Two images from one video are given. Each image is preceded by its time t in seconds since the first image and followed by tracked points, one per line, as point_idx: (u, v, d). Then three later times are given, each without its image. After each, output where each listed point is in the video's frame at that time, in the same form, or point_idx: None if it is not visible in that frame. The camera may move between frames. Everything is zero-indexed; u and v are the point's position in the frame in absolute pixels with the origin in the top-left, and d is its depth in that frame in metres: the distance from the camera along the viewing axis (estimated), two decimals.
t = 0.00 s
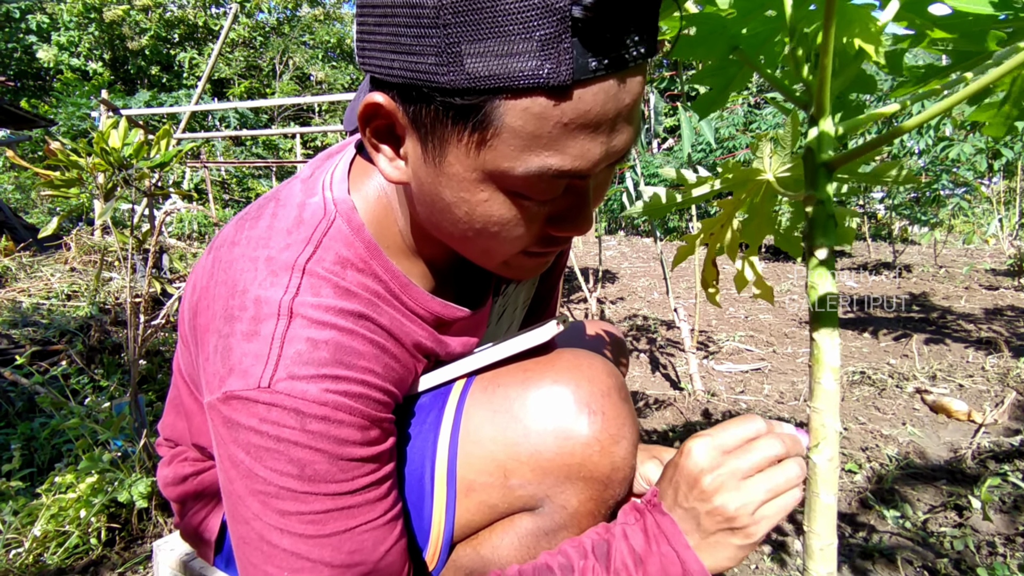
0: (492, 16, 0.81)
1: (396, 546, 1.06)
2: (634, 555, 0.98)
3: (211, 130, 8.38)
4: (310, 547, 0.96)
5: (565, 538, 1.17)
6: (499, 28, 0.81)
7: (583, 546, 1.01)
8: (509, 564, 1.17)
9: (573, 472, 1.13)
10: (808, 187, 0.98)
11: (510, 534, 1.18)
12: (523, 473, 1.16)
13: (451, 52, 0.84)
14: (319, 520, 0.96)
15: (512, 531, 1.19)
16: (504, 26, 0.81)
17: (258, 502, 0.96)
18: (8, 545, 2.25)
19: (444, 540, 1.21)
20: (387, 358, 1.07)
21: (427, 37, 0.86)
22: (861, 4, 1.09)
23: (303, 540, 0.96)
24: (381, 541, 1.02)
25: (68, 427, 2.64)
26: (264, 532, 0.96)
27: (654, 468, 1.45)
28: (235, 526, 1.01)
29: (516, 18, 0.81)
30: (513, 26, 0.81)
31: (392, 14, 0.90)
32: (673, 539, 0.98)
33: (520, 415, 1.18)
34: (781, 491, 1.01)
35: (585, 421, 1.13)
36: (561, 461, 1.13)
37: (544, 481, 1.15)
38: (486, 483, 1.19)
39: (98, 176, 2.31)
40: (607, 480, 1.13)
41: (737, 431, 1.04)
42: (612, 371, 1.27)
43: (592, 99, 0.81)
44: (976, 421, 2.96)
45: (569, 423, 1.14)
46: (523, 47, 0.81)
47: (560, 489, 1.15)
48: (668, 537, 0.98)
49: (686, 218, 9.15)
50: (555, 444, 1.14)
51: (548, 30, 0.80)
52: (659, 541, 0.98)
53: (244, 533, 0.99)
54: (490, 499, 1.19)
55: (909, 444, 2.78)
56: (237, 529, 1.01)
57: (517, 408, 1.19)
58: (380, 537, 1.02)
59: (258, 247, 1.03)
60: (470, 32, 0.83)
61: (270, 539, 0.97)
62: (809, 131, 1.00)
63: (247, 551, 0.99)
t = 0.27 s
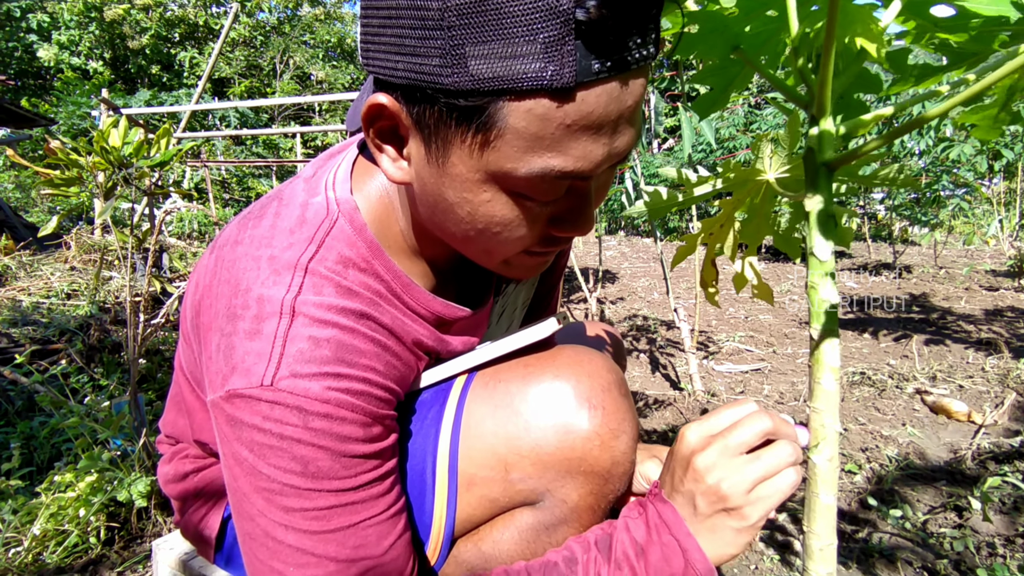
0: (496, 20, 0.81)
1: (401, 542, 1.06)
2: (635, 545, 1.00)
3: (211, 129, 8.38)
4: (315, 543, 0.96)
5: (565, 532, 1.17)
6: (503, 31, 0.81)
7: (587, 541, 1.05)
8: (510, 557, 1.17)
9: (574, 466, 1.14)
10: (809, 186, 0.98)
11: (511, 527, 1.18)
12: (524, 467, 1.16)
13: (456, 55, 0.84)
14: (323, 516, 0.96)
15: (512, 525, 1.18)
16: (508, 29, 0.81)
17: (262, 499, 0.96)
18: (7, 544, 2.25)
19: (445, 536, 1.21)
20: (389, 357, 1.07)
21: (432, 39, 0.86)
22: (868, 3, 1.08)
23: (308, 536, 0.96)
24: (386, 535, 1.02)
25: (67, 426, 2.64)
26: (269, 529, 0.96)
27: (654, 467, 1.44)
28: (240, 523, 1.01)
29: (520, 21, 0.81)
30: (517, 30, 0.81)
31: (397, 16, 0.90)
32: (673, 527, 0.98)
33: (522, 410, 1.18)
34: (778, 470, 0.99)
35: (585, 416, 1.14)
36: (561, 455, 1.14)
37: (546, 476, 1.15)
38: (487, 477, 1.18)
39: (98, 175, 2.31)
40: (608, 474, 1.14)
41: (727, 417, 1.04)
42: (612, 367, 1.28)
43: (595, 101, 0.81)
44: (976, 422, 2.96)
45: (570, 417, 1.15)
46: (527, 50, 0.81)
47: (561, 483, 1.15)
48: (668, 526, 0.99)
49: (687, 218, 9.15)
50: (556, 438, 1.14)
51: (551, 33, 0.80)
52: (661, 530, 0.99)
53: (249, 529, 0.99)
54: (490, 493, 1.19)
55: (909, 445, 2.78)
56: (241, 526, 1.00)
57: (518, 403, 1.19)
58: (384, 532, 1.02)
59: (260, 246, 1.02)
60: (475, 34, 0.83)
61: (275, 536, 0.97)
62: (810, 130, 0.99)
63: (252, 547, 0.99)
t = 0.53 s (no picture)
0: (497, 13, 0.82)
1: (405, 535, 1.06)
2: (643, 544, 0.99)
3: (211, 129, 8.38)
4: (320, 535, 0.96)
5: (565, 531, 1.17)
6: (504, 24, 0.81)
7: (594, 540, 1.04)
8: (508, 556, 1.17)
9: (573, 464, 1.14)
10: (810, 187, 0.98)
11: (509, 526, 1.18)
12: (523, 465, 1.16)
13: (457, 48, 0.84)
14: (327, 509, 0.96)
15: (511, 524, 1.18)
16: (509, 22, 0.81)
17: (265, 493, 0.96)
18: (7, 543, 2.25)
19: (444, 535, 1.20)
20: (389, 352, 1.07)
21: (433, 33, 0.86)
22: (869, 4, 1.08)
23: (313, 529, 0.96)
24: (389, 528, 1.02)
25: (67, 426, 2.64)
26: (272, 522, 0.96)
27: (650, 467, 1.45)
28: (243, 518, 1.01)
29: (521, 14, 0.81)
30: (517, 23, 0.81)
31: (398, 11, 0.90)
32: (681, 526, 0.98)
33: (521, 407, 1.18)
34: (778, 465, 0.99)
35: (584, 414, 1.14)
36: (560, 453, 1.14)
37: (544, 474, 1.16)
38: (486, 475, 1.18)
39: (98, 175, 2.31)
40: (605, 472, 1.14)
41: (728, 418, 1.06)
42: (611, 365, 1.28)
43: (594, 94, 0.81)
44: (975, 422, 2.96)
45: (569, 416, 1.15)
46: (527, 42, 0.81)
47: (559, 481, 1.15)
48: (676, 525, 0.98)
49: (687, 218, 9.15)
50: (555, 436, 1.14)
51: (551, 26, 0.80)
52: (668, 529, 0.99)
53: (252, 524, 0.98)
54: (490, 491, 1.19)
55: (908, 445, 2.78)
56: (244, 520, 1.00)
57: (517, 401, 1.19)
58: (387, 525, 1.02)
59: (261, 242, 1.03)
60: (476, 27, 0.83)
61: (278, 529, 0.97)
62: (813, 131, 0.99)
63: (256, 541, 0.99)
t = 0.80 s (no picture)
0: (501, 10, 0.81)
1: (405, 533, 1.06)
2: (641, 541, 0.99)
3: (209, 128, 8.37)
4: (320, 532, 0.95)
5: (563, 528, 1.16)
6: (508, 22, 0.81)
7: (593, 537, 1.04)
8: (506, 553, 1.17)
9: (571, 462, 1.13)
10: (807, 186, 0.98)
11: (507, 523, 1.18)
12: (521, 463, 1.16)
13: (461, 46, 0.83)
14: (327, 506, 0.96)
15: (509, 521, 1.18)
16: (513, 20, 0.81)
17: (266, 490, 0.95)
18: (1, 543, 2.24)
19: (442, 532, 1.20)
20: (389, 350, 1.06)
21: (438, 31, 0.85)
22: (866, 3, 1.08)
23: (313, 526, 0.95)
24: (389, 526, 1.02)
25: (62, 425, 2.64)
26: (273, 519, 0.95)
27: (649, 462, 1.44)
28: (242, 515, 1.00)
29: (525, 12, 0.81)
30: (522, 20, 0.81)
31: (403, 9, 0.90)
32: (679, 522, 0.98)
33: (520, 405, 1.17)
34: (771, 456, 0.99)
35: (582, 412, 1.14)
36: (559, 451, 1.13)
37: (542, 472, 1.15)
38: (485, 472, 1.18)
39: (94, 173, 2.30)
40: (604, 470, 1.14)
41: (720, 411, 1.06)
42: (610, 363, 1.27)
43: (597, 91, 0.81)
44: (972, 423, 2.96)
45: (567, 413, 1.14)
46: (531, 40, 0.80)
47: (557, 479, 1.15)
48: (674, 521, 0.99)
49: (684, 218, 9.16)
50: (553, 434, 1.14)
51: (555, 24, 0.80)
52: (666, 526, 0.99)
53: (252, 521, 0.98)
54: (488, 488, 1.19)
55: (905, 445, 2.79)
56: (244, 518, 0.99)
57: (516, 399, 1.18)
58: (387, 522, 1.02)
59: (262, 239, 1.02)
60: (480, 25, 0.82)
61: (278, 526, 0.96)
62: (808, 130, 0.99)
63: (256, 538, 0.98)
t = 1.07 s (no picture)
0: (485, 6, 0.81)
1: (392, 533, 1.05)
2: (631, 541, 0.99)
3: (201, 127, 8.32)
4: (304, 532, 0.95)
5: (553, 530, 1.16)
6: (492, 18, 0.81)
7: (583, 536, 1.04)
8: (495, 554, 1.16)
9: (560, 462, 1.13)
10: (798, 186, 0.98)
11: (497, 524, 1.17)
12: (510, 463, 1.16)
13: (445, 42, 0.83)
14: (312, 506, 0.95)
15: (498, 522, 1.18)
16: (497, 16, 0.81)
17: (250, 490, 0.94)
18: None
19: (430, 534, 1.19)
20: (376, 348, 1.06)
21: (421, 26, 0.85)
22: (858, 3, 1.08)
23: (297, 526, 0.94)
24: (376, 525, 1.01)
25: (50, 425, 2.62)
26: (257, 519, 0.95)
27: (638, 465, 1.46)
28: (228, 515, 0.99)
29: (510, 8, 0.80)
30: (506, 16, 0.80)
31: (387, 5, 0.89)
32: (668, 523, 0.98)
33: (508, 406, 1.17)
34: (759, 454, 0.99)
35: (571, 412, 1.13)
36: (547, 451, 1.13)
37: (531, 472, 1.15)
38: (473, 473, 1.18)
39: (83, 171, 2.29)
40: (594, 470, 1.13)
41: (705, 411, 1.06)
42: (599, 363, 1.27)
43: (583, 89, 0.81)
44: (962, 422, 2.98)
45: (556, 413, 1.14)
46: (516, 37, 0.80)
47: (546, 480, 1.15)
48: (664, 522, 0.98)
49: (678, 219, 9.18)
50: (542, 434, 1.14)
51: (539, 20, 0.79)
52: (656, 526, 0.99)
53: (236, 521, 0.97)
54: (477, 489, 1.18)
55: (896, 444, 2.80)
56: (228, 518, 0.99)
57: (504, 399, 1.18)
58: (373, 521, 1.01)
59: (246, 236, 1.01)
60: (464, 22, 0.82)
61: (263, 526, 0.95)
62: (799, 130, 0.99)
63: (241, 539, 0.97)
